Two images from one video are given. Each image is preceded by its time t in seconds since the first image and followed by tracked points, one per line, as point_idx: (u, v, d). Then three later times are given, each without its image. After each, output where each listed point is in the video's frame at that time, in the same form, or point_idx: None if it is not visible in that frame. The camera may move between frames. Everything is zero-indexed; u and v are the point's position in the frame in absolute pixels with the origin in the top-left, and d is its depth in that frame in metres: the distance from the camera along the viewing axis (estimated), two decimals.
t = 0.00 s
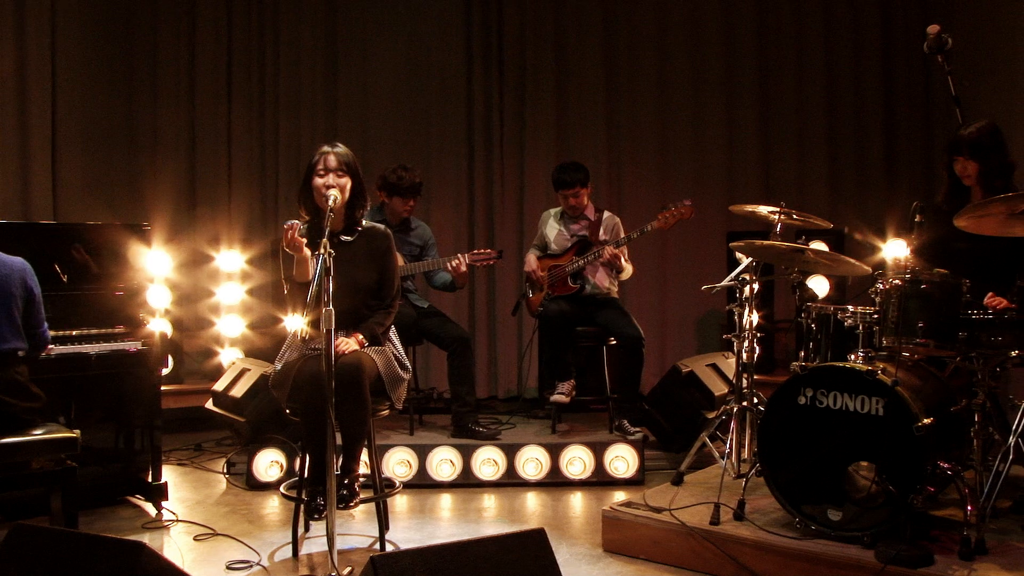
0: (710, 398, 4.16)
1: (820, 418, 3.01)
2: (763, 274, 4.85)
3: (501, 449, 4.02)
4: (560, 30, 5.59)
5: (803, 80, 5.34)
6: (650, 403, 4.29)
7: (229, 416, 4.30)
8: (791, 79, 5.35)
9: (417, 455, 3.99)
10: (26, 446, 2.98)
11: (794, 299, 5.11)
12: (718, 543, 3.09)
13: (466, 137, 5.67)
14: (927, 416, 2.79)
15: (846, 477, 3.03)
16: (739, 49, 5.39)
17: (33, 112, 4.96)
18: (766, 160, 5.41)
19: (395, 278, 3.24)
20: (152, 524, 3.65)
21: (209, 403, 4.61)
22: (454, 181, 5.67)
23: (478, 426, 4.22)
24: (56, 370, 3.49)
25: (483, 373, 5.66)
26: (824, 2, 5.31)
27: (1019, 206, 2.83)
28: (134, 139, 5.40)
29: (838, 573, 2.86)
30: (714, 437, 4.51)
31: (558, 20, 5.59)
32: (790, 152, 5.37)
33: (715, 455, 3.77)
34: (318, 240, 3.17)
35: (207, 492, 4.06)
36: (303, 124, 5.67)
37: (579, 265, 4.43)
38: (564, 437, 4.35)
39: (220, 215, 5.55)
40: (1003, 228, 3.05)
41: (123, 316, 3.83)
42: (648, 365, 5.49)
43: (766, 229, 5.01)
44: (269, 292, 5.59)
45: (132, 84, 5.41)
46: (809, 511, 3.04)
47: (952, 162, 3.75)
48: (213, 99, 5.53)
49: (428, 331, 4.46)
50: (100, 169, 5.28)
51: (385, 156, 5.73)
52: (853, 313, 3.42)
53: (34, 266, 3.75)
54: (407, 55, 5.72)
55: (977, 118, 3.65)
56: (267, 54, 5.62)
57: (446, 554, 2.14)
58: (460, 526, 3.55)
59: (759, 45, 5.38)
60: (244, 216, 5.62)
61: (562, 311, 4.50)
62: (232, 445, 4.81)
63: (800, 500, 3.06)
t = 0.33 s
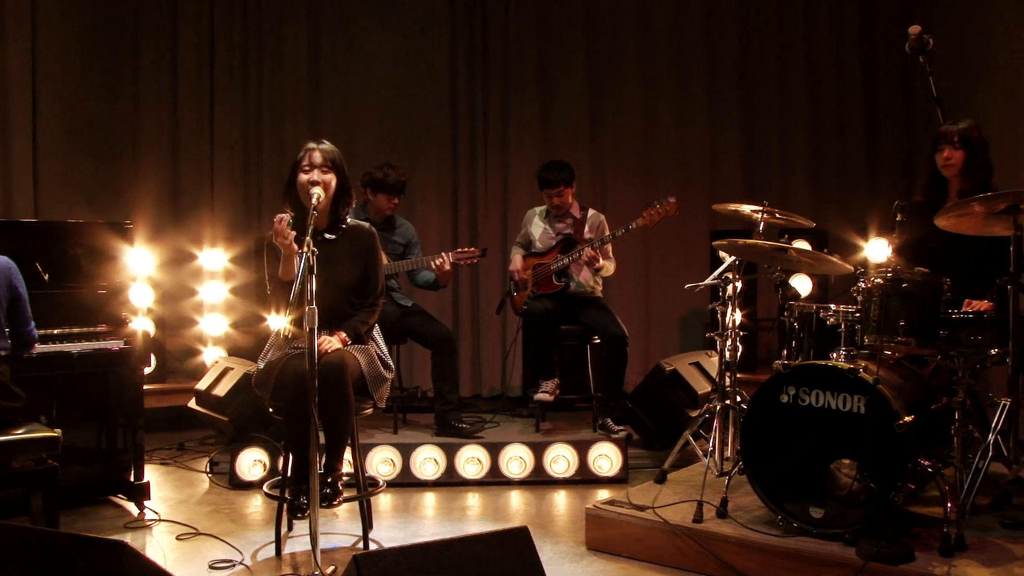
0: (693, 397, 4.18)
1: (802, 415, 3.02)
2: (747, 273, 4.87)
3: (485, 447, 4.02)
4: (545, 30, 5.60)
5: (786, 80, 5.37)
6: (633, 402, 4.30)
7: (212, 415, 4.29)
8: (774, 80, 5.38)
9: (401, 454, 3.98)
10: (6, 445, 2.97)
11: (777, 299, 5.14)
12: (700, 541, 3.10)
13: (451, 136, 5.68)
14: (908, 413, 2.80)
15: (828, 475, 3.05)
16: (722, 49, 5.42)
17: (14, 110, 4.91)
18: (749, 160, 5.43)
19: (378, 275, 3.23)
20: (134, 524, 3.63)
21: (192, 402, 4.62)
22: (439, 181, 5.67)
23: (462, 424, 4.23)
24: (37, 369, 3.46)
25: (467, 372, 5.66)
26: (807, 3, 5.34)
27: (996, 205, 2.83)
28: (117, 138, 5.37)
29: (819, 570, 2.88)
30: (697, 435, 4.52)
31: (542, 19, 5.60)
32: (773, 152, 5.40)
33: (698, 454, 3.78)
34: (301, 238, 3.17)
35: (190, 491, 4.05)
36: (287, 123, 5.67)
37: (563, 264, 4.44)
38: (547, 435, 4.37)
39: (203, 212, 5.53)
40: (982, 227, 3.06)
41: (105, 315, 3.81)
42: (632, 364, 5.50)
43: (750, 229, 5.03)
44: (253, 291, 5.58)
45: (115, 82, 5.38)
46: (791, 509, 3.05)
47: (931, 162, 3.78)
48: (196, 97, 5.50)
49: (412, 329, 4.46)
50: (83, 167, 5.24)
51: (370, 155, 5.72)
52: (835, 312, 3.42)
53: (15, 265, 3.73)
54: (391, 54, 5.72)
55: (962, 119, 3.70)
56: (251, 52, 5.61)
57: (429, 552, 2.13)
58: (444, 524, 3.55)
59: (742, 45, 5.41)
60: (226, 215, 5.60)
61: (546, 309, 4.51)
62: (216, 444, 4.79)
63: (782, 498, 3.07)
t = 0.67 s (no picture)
0: (681, 396, 4.18)
1: (789, 415, 3.03)
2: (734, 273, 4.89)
3: (473, 447, 4.03)
4: (533, 29, 5.60)
5: (774, 81, 5.38)
6: (621, 401, 4.30)
7: (199, 413, 4.28)
8: (762, 81, 5.40)
9: (388, 453, 3.98)
10: None
11: (764, 299, 5.16)
12: (686, 540, 3.10)
13: (438, 135, 5.68)
14: (894, 413, 2.82)
15: (814, 474, 3.06)
16: (710, 49, 5.43)
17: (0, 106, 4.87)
18: (737, 160, 5.45)
19: (368, 274, 3.23)
20: (119, 523, 3.61)
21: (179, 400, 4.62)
22: (426, 179, 5.67)
23: (449, 424, 4.23)
24: (21, 368, 3.44)
25: (454, 371, 5.66)
26: (795, 2, 5.35)
27: (982, 206, 2.84)
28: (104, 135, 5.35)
29: (805, 569, 2.89)
30: (685, 434, 4.53)
31: (531, 18, 5.60)
32: (760, 153, 5.41)
33: (686, 454, 3.78)
34: (290, 235, 3.17)
35: (176, 490, 4.03)
36: (275, 122, 5.66)
37: (553, 260, 4.43)
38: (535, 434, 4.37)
39: (190, 209, 5.52)
40: (968, 227, 3.08)
41: (91, 313, 3.78)
42: (620, 363, 5.51)
43: (738, 229, 5.04)
44: (240, 289, 5.52)
45: (101, 79, 5.35)
46: (777, 508, 3.06)
47: (916, 162, 3.80)
48: (183, 95, 5.48)
49: (400, 328, 4.45)
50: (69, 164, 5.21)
51: (358, 153, 5.71)
52: (822, 312, 3.40)
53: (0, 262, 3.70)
54: (379, 52, 5.70)
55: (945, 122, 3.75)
56: (238, 50, 5.59)
57: (418, 552, 2.14)
58: (431, 523, 3.55)
59: (730, 47, 5.42)
60: (213, 215, 5.59)
61: (535, 308, 4.50)
62: (202, 443, 4.77)
63: (769, 497, 3.08)
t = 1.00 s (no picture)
0: (669, 395, 4.20)
1: (776, 415, 3.03)
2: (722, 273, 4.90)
3: (461, 446, 4.03)
4: (523, 29, 5.61)
5: (763, 82, 5.40)
6: (610, 401, 4.31)
7: (188, 413, 4.27)
8: (751, 81, 5.41)
9: (376, 452, 3.98)
10: None
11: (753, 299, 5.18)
12: (674, 539, 3.11)
13: (428, 136, 5.68)
14: (881, 413, 2.83)
15: (801, 474, 3.07)
16: (699, 50, 5.45)
17: None
18: (726, 161, 5.47)
19: (358, 274, 3.22)
20: (106, 523, 3.60)
21: (167, 400, 4.60)
22: (416, 179, 5.67)
23: (438, 423, 4.23)
24: (7, 367, 3.42)
25: (442, 370, 5.67)
26: (784, 3, 5.37)
27: (968, 206, 2.86)
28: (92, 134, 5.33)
29: (791, 568, 2.90)
30: (672, 434, 4.54)
31: (520, 19, 5.60)
32: (749, 153, 5.43)
33: (673, 454, 3.78)
34: (279, 235, 3.17)
35: (163, 490, 4.02)
36: (264, 121, 5.66)
37: (540, 259, 4.44)
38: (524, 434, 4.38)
39: (179, 209, 5.53)
40: (954, 227, 3.09)
41: (78, 312, 3.76)
42: (608, 363, 5.53)
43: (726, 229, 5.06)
44: (228, 289, 5.50)
45: (89, 77, 5.33)
46: (765, 507, 3.08)
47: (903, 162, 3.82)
48: (172, 94, 5.47)
49: (389, 327, 4.45)
50: (56, 163, 5.20)
51: (347, 153, 5.71)
52: (810, 311, 3.40)
53: None
54: (368, 51, 5.70)
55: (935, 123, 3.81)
56: (227, 50, 5.58)
57: (406, 551, 2.14)
58: (419, 522, 3.55)
59: (719, 48, 5.44)
60: (202, 215, 5.57)
61: (523, 308, 4.52)
62: (190, 443, 4.76)
63: (757, 496, 3.09)
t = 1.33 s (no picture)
0: (657, 394, 4.21)
1: (764, 413, 3.04)
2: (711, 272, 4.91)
3: (449, 446, 4.03)
4: (511, 29, 5.62)
5: (750, 82, 5.42)
6: (599, 400, 4.32)
7: (175, 414, 4.26)
8: (739, 81, 5.43)
9: (365, 452, 3.97)
10: None
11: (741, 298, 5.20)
12: (662, 537, 3.12)
13: (416, 136, 5.68)
14: (867, 411, 2.84)
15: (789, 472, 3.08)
16: (687, 50, 5.46)
17: None
18: (714, 160, 5.49)
19: (345, 273, 3.22)
20: (93, 523, 3.58)
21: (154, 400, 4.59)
22: (404, 179, 5.67)
23: (426, 423, 4.22)
24: None
25: (431, 370, 5.67)
26: (771, 4, 5.39)
27: (953, 205, 2.87)
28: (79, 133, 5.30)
29: (778, 565, 2.91)
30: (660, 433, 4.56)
31: (508, 19, 5.61)
32: (737, 153, 5.45)
33: (662, 453, 3.80)
34: (265, 234, 3.15)
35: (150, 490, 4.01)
36: (251, 121, 5.64)
37: (528, 259, 4.44)
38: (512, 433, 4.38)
39: (164, 208, 5.48)
40: (940, 226, 3.11)
41: (64, 312, 3.73)
42: (597, 362, 5.53)
43: (715, 228, 5.07)
44: (214, 288, 5.49)
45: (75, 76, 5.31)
46: (752, 505, 3.08)
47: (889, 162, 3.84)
48: (159, 93, 5.44)
49: (378, 327, 4.44)
50: (41, 163, 5.21)
51: (335, 153, 5.71)
52: (797, 310, 3.48)
53: None
54: (356, 51, 5.69)
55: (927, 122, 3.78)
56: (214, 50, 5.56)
57: (395, 551, 2.13)
58: (408, 522, 3.55)
59: (707, 48, 5.46)
60: (189, 215, 5.52)
61: (511, 307, 4.52)
62: (178, 443, 4.76)
63: (744, 494, 3.10)
